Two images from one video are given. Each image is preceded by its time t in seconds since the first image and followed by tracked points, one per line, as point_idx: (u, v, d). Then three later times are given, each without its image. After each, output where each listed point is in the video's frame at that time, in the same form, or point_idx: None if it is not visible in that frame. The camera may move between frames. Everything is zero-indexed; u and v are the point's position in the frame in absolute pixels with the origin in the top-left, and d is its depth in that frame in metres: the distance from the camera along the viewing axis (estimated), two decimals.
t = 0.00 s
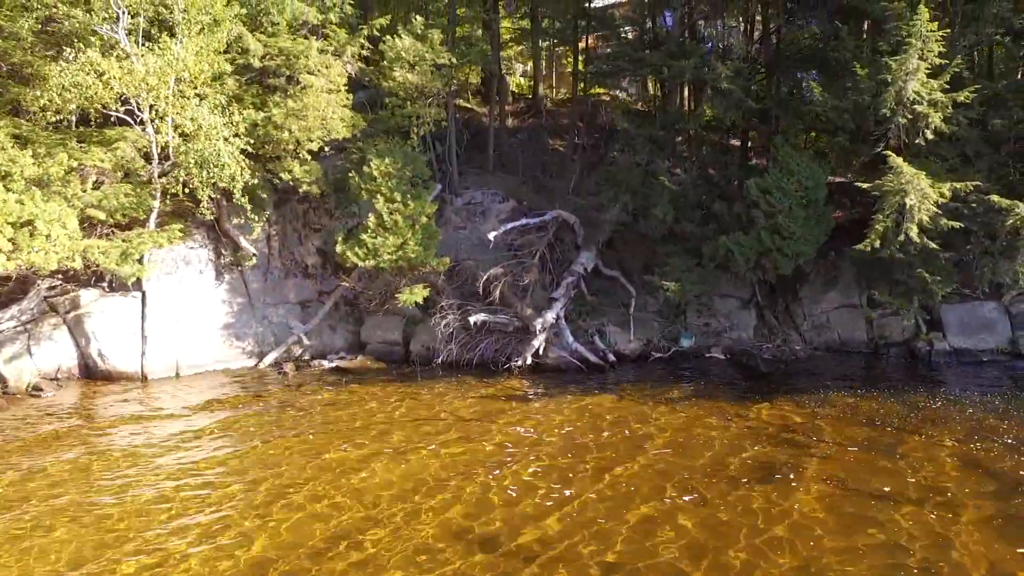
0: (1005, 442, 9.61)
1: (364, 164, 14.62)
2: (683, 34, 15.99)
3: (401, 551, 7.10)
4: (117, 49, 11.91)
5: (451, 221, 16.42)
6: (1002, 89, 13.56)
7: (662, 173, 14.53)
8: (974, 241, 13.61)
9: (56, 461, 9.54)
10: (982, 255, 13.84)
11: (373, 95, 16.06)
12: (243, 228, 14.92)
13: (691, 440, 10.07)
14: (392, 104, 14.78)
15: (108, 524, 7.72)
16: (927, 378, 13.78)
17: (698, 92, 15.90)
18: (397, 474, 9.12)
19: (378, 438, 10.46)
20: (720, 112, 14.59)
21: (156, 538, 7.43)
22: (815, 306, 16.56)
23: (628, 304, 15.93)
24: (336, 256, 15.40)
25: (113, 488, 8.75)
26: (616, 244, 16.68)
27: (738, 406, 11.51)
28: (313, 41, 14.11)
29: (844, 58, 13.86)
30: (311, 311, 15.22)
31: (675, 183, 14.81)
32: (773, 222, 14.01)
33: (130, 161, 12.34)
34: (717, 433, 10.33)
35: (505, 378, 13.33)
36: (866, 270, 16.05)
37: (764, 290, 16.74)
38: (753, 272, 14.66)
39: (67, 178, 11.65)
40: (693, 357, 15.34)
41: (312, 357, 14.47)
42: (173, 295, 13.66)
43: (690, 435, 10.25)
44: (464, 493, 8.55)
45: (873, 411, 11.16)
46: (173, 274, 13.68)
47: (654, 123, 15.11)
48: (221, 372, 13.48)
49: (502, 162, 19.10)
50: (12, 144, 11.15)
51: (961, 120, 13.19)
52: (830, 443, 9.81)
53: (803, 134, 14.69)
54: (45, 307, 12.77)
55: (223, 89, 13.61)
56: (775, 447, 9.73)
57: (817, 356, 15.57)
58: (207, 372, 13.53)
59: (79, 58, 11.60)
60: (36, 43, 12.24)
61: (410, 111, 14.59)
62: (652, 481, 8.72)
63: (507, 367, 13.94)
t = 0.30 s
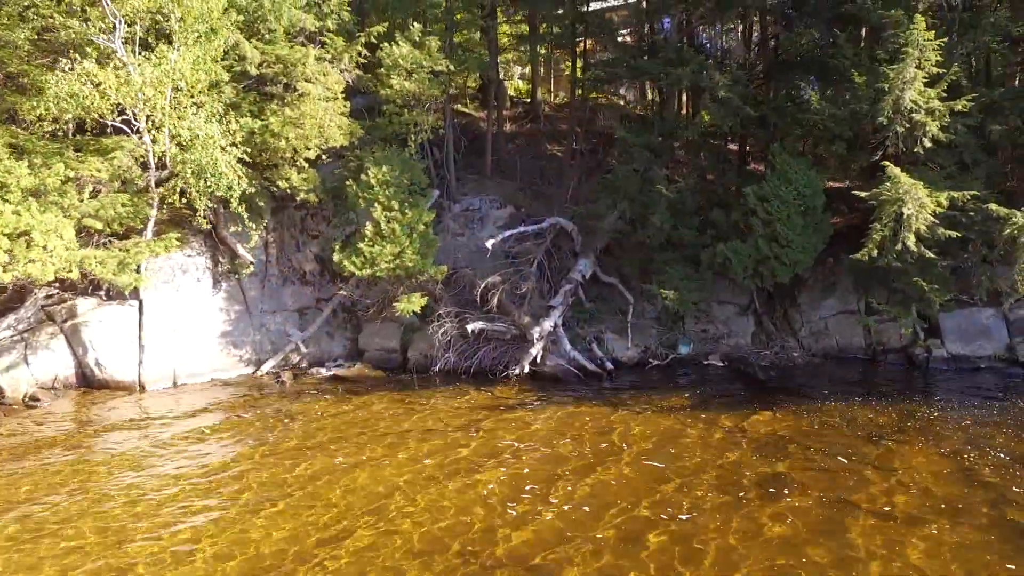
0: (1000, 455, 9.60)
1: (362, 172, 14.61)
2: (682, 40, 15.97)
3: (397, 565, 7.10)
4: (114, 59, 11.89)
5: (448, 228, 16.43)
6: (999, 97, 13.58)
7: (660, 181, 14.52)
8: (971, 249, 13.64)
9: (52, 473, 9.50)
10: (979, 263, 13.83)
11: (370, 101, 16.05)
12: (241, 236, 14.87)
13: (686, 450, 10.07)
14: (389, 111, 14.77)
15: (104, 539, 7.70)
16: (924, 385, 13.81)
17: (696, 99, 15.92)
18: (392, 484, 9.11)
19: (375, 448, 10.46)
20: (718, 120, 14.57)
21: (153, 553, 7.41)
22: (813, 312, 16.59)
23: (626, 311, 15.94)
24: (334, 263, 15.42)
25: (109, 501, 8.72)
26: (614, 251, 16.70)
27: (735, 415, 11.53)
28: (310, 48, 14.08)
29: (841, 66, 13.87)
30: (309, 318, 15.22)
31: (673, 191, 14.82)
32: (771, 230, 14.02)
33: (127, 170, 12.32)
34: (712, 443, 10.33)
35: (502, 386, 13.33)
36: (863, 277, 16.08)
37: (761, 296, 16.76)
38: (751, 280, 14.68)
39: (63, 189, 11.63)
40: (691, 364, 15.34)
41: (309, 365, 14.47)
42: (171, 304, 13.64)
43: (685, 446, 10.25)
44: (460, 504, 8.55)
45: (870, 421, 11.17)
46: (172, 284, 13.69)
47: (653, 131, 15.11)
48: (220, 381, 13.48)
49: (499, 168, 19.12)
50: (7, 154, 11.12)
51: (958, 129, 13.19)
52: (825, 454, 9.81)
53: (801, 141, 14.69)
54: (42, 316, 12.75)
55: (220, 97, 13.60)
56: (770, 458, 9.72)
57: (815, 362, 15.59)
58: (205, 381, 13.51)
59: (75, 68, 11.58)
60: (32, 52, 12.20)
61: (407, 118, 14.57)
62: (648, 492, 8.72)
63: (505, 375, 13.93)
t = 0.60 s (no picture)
0: (998, 472, 9.57)
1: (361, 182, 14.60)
2: (681, 48, 15.95)
3: None
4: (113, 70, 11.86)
5: (448, 236, 16.44)
6: (999, 107, 13.60)
7: (660, 190, 14.52)
8: (970, 259, 13.65)
9: (52, 487, 9.44)
10: (979, 273, 13.84)
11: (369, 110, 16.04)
12: (240, 246, 14.82)
13: (685, 464, 10.03)
14: (388, 120, 14.76)
15: (102, 554, 7.67)
16: (924, 395, 13.82)
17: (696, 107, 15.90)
18: (390, 498, 9.05)
19: (373, 462, 10.40)
20: (718, 129, 14.55)
21: (152, 568, 7.38)
22: (812, 320, 16.60)
23: (626, 319, 15.93)
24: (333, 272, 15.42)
25: (108, 515, 8.66)
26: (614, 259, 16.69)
27: (735, 427, 11.53)
28: (310, 58, 14.05)
29: (841, 75, 13.87)
30: (308, 327, 15.21)
31: (673, 200, 14.81)
32: (771, 239, 14.02)
33: (126, 181, 12.28)
34: (711, 457, 10.28)
35: (502, 397, 13.31)
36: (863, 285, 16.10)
37: (761, 304, 16.76)
38: (751, 289, 14.66)
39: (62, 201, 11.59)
40: (691, 372, 15.33)
41: (309, 375, 14.47)
42: (170, 314, 13.61)
43: (685, 460, 10.21)
44: (459, 520, 8.48)
45: (869, 433, 11.18)
46: (171, 294, 13.67)
47: (653, 139, 15.10)
48: (219, 392, 13.45)
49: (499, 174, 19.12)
50: (5, 167, 11.07)
51: (958, 139, 13.20)
52: (824, 469, 9.77)
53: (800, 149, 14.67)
54: (40, 327, 12.82)
55: (219, 107, 13.57)
56: (770, 473, 9.67)
57: (814, 371, 15.60)
58: (205, 392, 13.47)
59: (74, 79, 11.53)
60: (30, 63, 12.16)
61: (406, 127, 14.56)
62: (648, 508, 8.65)
63: (505, 386, 13.90)
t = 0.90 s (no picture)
0: (1001, 488, 9.56)
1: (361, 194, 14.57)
2: (681, 58, 15.92)
3: None
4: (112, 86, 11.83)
5: (448, 246, 16.43)
6: (998, 118, 13.59)
7: (660, 202, 14.50)
8: (970, 272, 13.65)
9: (51, 505, 9.42)
10: (979, 286, 13.84)
11: (368, 120, 16.00)
12: (239, 258, 14.75)
13: (685, 483, 10.00)
14: (388, 131, 14.73)
15: None
16: (924, 407, 13.82)
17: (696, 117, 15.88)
18: (389, 518, 9.03)
19: (372, 478, 10.37)
20: (717, 141, 14.54)
21: None
22: (812, 330, 16.59)
23: (626, 330, 15.92)
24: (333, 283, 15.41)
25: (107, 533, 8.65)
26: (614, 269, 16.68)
27: (735, 443, 11.52)
28: (309, 70, 14.01)
29: (842, 88, 13.85)
30: (308, 339, 15.20)
31: (673, 211, 14.79)
32: (771, 252, 14.01)
33: (125, 196, 12.25)
34: (711, 476, 10.22)
35: (502, 410, 13.30)
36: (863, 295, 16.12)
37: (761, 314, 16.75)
38: (751, 301, 14.65)
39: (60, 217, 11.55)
40: (691, 383, 15.34)
41: (309, 387, 14.45)
42: (169, 328, 13.59)
43: (685, 478, 10.17)
44: (458, 543, 8.41)
45: (869, 449, 11.17)
46: (171, 308, 13.65)
47: (653, 150, 15.07)
48: (218, 405, 13.44)
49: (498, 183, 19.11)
50: (3, 183, 11.03)
51: (958, 151, 13.20)
52: (824, 488, 9.73)
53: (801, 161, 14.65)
54: (39, 341, 12.71)
55: (218, 120, 13.55)
56: (770, 493, 9.61)
57: (814, 381, 15.60)
58: (204, 405, 13.46)
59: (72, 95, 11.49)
60: (28, 78, 12.12)
61: (404, 138, 14.53)
62: (649, 532, 8.59)
63: (505, 398, 13.88)
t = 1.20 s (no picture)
0: (999, 509, 9.58)
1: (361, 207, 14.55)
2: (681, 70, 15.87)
3: None
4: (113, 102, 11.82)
5: (448, 257, 16.41)
6: (999, 131, 13.59)
7: (661, 215, 14.48)
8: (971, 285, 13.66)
9: (51, 522, 9.41)
10: (980, 299, 13.85)
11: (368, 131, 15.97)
12: (240, 271, 14.71)
13: (686, 502, 9.98)
14: (388, 143, 14.71)
15: None
16: (924, 420, 13.84)
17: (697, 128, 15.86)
18: (390, 538, 9.02)
19: (372, 494, 10.36)
20: (718, 154, 14.52)
21: None
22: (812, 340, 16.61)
23: (626, 341, 15.92)
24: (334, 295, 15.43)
25: (107, 552, 8.62)
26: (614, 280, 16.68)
27: (736, 459, 11.52)
28: (309, 82, 13.97)
29: (843, 100, 13.85)
30: (308, 351, 15.21)
31: (674, 223, 14.78)
32: (771, 265, 14.01)
33: (125, 211, 12.22)
34: (710, 495, 10.20)
35: (503, 425, 13.30)
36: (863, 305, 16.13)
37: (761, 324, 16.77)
38: (752, 313, 14.65)
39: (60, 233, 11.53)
40: (691, 395, 15.35)
41: (309, 400, 14.48)
42: (170, 342, 13.56)
43: (685, 497, 10.16)
44: (459, 566, 8.37)
45: (870, 466, 11.18)
46: (171, 322, 13.63)
47: (654, 162, 15.06)
48: (219, 419, 13.44)
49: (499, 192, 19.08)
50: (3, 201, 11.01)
51: (959, 165, 13.20)
52: (823, 508, 9.73)
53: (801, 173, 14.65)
54: (40, 356, 12.65)
55: (218, 134, 13.54)
56: (771, 514, 9.59)
57: (815, 392, 15.62)
58: (205, 419, 13.45)
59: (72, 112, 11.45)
60: (28, 94, 12.10)
61: (405, 151, 14.52)
62: (650, 555, 8.56)
63: (505, 412, 13.89)
